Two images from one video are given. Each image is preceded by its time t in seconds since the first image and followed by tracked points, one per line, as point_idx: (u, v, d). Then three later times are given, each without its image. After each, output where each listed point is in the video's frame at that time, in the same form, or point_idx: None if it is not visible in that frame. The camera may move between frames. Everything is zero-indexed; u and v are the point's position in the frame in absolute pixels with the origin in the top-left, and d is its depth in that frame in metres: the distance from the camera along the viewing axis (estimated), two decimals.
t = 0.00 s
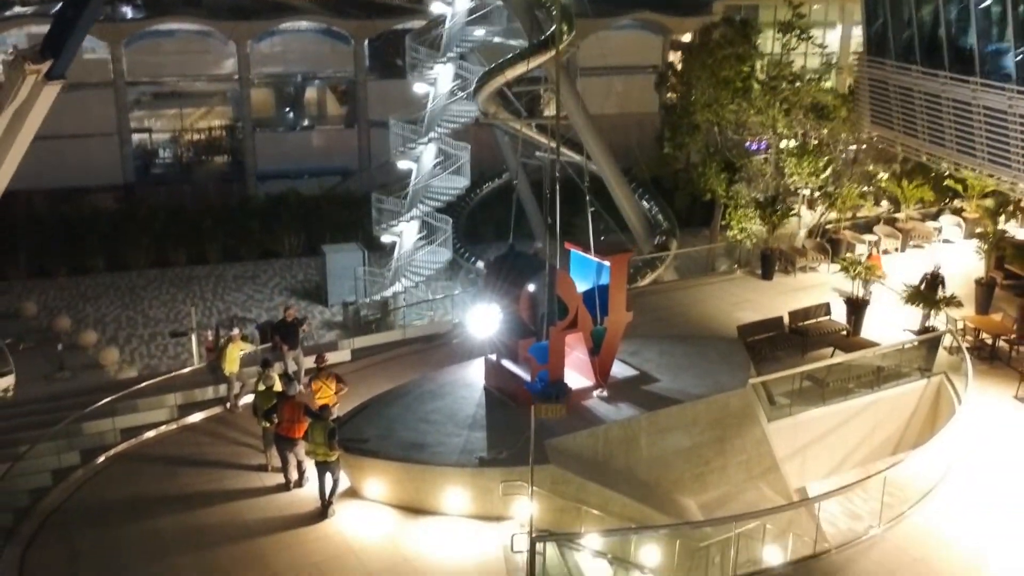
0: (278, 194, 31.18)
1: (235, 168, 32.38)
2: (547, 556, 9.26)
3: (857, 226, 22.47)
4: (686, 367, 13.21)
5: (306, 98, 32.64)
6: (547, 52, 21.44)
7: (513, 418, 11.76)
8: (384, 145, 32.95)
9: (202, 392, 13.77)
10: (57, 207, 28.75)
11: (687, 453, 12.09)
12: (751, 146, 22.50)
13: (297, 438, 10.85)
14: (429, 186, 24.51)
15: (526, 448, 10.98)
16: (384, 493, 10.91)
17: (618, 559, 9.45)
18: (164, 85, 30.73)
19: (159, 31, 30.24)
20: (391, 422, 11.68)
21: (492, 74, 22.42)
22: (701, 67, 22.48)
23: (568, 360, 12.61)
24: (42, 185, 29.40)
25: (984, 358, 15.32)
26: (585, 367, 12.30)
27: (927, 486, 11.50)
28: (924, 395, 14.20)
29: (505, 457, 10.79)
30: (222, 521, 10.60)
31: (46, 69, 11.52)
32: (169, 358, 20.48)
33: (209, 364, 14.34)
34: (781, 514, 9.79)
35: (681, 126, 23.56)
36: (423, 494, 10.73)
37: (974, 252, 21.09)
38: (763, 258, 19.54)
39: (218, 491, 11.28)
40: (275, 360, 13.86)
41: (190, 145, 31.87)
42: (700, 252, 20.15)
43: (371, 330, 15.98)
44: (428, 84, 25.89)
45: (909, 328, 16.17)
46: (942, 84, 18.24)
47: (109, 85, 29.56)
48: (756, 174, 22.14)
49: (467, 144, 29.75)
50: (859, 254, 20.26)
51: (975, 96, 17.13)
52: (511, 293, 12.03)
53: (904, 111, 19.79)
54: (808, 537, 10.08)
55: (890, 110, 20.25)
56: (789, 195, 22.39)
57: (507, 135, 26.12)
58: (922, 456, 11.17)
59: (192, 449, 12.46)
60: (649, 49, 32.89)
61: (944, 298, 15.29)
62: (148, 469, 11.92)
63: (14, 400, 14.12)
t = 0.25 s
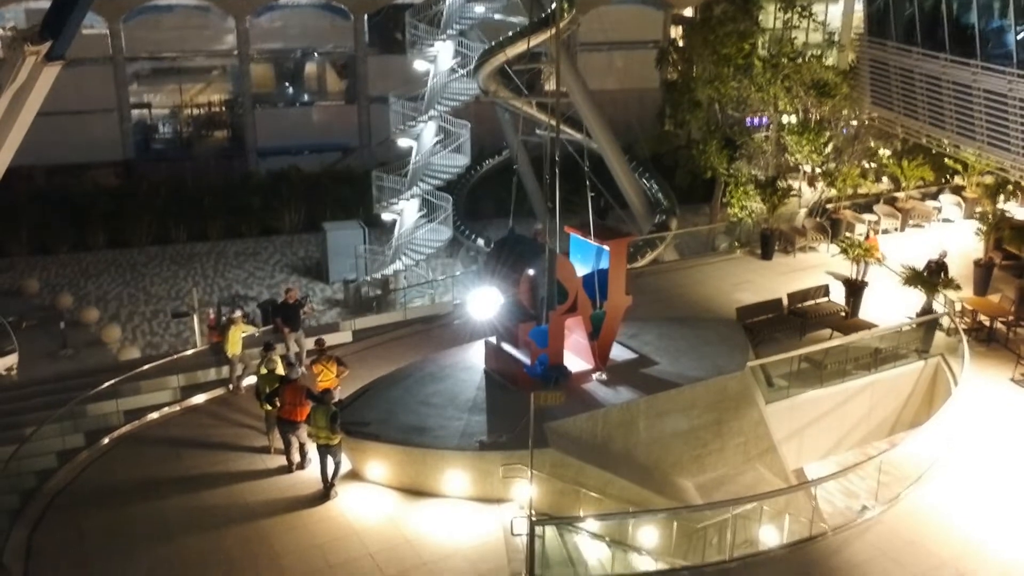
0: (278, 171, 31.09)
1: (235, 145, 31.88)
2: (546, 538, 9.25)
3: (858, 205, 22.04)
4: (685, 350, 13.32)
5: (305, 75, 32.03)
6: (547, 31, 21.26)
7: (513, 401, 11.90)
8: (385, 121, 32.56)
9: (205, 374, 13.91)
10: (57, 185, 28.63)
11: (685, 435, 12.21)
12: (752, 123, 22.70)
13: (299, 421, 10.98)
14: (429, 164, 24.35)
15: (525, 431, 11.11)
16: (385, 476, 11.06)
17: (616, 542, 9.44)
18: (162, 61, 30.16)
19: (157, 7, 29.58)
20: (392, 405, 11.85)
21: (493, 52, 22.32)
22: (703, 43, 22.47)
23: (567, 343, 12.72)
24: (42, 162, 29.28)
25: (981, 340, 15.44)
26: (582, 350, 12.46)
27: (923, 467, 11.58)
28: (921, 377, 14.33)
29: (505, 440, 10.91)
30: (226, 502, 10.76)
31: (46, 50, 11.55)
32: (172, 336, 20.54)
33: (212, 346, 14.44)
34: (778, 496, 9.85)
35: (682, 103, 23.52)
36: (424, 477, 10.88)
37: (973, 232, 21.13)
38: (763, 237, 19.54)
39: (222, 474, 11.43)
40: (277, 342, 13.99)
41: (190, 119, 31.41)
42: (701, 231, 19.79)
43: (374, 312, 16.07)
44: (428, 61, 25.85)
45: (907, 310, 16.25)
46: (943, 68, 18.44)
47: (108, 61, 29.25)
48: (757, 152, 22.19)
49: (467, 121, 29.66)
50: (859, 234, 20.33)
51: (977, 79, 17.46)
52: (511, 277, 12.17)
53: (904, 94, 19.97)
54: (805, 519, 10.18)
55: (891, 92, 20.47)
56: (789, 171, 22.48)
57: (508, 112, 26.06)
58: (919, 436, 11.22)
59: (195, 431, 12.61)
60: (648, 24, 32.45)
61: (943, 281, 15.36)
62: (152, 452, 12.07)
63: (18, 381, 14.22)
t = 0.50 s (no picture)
0: (278, 144, 31.01)
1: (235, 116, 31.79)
2: (546, 515, 9.40)
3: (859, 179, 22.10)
4: (684, 328, 13.42)
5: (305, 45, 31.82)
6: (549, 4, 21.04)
7: (513, 379, 12.02)
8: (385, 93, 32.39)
9: (207, 351, 14.02)
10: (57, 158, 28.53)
11: (684, 412, 12.35)
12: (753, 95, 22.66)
13: (302, 399, 11.10)
14: (430, 138, 24.11)
15: (525, 408, 11.26)
16: (387, 452, 11.22)
17: (616, 519, 9.56)
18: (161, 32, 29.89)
19: None
20: (394, 382, 12.00)
21: (493, 26, 22.22)
22: (704, 16, 21.86)
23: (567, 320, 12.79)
24: (42, 135, 29.16)
25: (979, 317, 15.53)
26: (583, 328, 12.56)
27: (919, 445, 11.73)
28: (918, 354, 14.44)
29: (505, 418, 11.05)
30: (230, 479, 10.93)
31: (45, 27, 11.53)
32: (173, 310, 20.62)
33: (214, 323, 14.53)
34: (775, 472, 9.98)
35: (685, 77, 23.59)
36: (425, 454, 11.02)
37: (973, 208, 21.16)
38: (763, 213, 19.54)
39: (225, 450, 11.58)
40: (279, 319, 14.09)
41: (189, 91, 31.28)
42: (702, 206, 19.80)
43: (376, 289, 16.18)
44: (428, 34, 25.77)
45: (905, 287, 16.33)
46: (943, 46, 18.54)
47: (106, 33, 28.92)
48: (758, 126, 22.04)
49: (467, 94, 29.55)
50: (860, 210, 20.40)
51: (978, 58, 17.57)
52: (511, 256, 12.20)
53: (905, 71, 20.07)
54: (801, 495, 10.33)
55: (892, 69, 20.55)
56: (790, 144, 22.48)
57: (508, 86, 26.01)
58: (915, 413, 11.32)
59: (198, 407, 12.76)
60: None
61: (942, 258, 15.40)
62: (156, 428, 12.21)
63: (22, 357, 14.32)
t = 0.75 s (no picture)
0: (278, 119, 30.89)
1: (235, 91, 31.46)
2: (546, 491, 9.54)
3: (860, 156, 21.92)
4: (684, 305, 13.47)
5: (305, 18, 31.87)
6: None
7: (514, 356, 12.11)
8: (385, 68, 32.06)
9: (209, 327, 14.10)
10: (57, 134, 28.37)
11: (683, 389, 12.44)
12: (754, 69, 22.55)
13: (304, 375, 11.18)
14: (430, 114, 24.03)
15: (526, 385, 11.35)
16: (389, 429, 11.32)
17: (616, 494, 9.68)
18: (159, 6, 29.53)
19: None
20: (395, 360, 12.09)
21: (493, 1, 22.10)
22: None
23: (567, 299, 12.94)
24: (42, 111, 28.80)
25: (977, 294, 15.58)
26: (581, 305, 12.66)
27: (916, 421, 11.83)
28: (917, 331, 14.49)
29: (506, 395, 11.14)
30: (234, 455, 11.04)
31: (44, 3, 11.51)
32: (175, 286, 20.67)
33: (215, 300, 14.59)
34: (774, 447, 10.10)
35: (686, 51, 23.61)
36: (426, 430, 11.12)
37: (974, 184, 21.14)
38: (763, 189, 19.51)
39: (228, 426, 11.69)
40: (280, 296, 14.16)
41: (189, 66, 31.14)
42: (701, 182, 20.02)
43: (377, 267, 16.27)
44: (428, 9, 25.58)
45: (905, 264, 16.35)
46: (944, 22, 18.53)
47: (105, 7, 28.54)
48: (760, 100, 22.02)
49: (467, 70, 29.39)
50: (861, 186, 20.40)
51: (979, 34, 17.52)
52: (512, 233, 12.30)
53: (907, 47, 20.11)
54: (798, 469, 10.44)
55: (894, 45, 20.59)
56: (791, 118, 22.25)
57: (509, 61, 25.97)
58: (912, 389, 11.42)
59: (201, 383, 12.85)
60: None
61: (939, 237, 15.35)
62: (160, 404, 12.31)
63: (24, 334, 14.39)
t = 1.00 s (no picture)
0: (277, 91, 30.71)
1: (236, 63, 31.09)
2: (545, 464, 9.65)
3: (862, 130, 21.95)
4: (682, 280, 13.51)
5: None
6: None
7: (513, 331, 12.16)
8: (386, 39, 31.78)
9: (209, 301, 14.15)
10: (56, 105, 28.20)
11: (681, 363, 12.51)
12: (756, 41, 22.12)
13: (303, 351, 11.28)
14: (430, 86, 23.79)
15: (525, 359, 11.43)
16: (389, 402, 11.40)
17: (615, 466, 9.82)
18: None
19: None
20: (395, 333, 12.15)
21: None
22: None
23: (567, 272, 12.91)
24: (40, 82, 28.52)
25: (976, 268, 15.62)
26: (581, 279, 12.70)
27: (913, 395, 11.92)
28: (915, 305, 14.52)
29: (505, 369, 11.21)
30: (235, 428, 11.13)
31: None
32: (176, 259, 20.68)
33: (216, 274, 14.63)
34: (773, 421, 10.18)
35: (687, 22, 23.89)
36: (426, 403, 11.21)
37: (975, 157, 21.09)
38: (764, 162, 19.43)
39: (229, 399, 11.77)
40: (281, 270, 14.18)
41: (188, 36, 30.83)
42: (702, 154, 19.95)
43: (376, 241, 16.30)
44: None
45: (904, 238, 16.38)
46: None
47: None
48: (762, 73, 21.59)
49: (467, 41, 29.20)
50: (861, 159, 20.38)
51: (982, 7, 17.41)
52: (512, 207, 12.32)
53: (909, 22, 20.06)
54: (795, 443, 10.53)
55: (897, 19, 20.54)
56: (793, 90, 22.05)
57: (509, 33, 25.82)
58: (909, 365, 11.48)
59: (202, 356, 12.93)
60: None
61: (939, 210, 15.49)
62: (161, 377, 12.39)
63: (26, 307, 14.44)
